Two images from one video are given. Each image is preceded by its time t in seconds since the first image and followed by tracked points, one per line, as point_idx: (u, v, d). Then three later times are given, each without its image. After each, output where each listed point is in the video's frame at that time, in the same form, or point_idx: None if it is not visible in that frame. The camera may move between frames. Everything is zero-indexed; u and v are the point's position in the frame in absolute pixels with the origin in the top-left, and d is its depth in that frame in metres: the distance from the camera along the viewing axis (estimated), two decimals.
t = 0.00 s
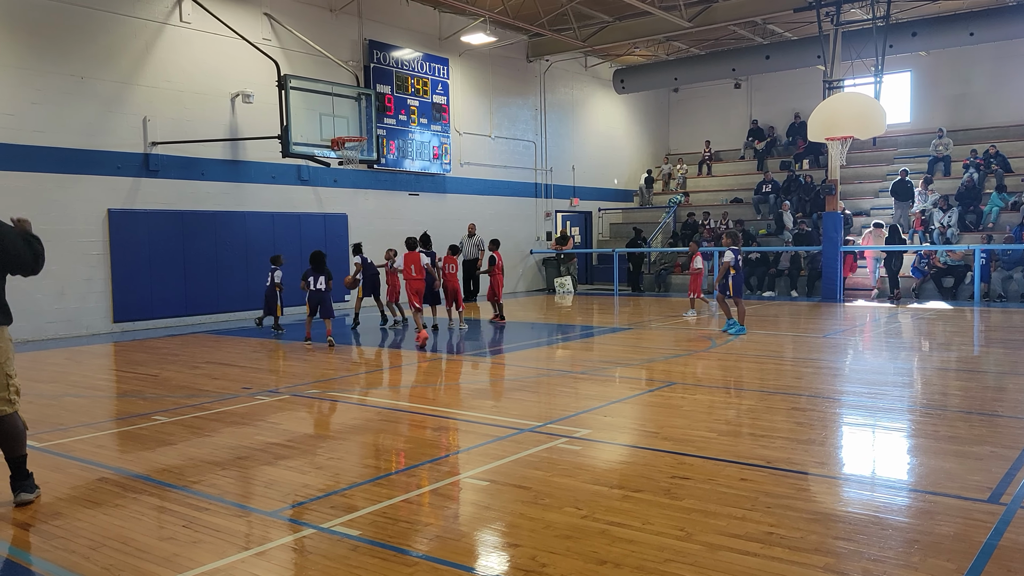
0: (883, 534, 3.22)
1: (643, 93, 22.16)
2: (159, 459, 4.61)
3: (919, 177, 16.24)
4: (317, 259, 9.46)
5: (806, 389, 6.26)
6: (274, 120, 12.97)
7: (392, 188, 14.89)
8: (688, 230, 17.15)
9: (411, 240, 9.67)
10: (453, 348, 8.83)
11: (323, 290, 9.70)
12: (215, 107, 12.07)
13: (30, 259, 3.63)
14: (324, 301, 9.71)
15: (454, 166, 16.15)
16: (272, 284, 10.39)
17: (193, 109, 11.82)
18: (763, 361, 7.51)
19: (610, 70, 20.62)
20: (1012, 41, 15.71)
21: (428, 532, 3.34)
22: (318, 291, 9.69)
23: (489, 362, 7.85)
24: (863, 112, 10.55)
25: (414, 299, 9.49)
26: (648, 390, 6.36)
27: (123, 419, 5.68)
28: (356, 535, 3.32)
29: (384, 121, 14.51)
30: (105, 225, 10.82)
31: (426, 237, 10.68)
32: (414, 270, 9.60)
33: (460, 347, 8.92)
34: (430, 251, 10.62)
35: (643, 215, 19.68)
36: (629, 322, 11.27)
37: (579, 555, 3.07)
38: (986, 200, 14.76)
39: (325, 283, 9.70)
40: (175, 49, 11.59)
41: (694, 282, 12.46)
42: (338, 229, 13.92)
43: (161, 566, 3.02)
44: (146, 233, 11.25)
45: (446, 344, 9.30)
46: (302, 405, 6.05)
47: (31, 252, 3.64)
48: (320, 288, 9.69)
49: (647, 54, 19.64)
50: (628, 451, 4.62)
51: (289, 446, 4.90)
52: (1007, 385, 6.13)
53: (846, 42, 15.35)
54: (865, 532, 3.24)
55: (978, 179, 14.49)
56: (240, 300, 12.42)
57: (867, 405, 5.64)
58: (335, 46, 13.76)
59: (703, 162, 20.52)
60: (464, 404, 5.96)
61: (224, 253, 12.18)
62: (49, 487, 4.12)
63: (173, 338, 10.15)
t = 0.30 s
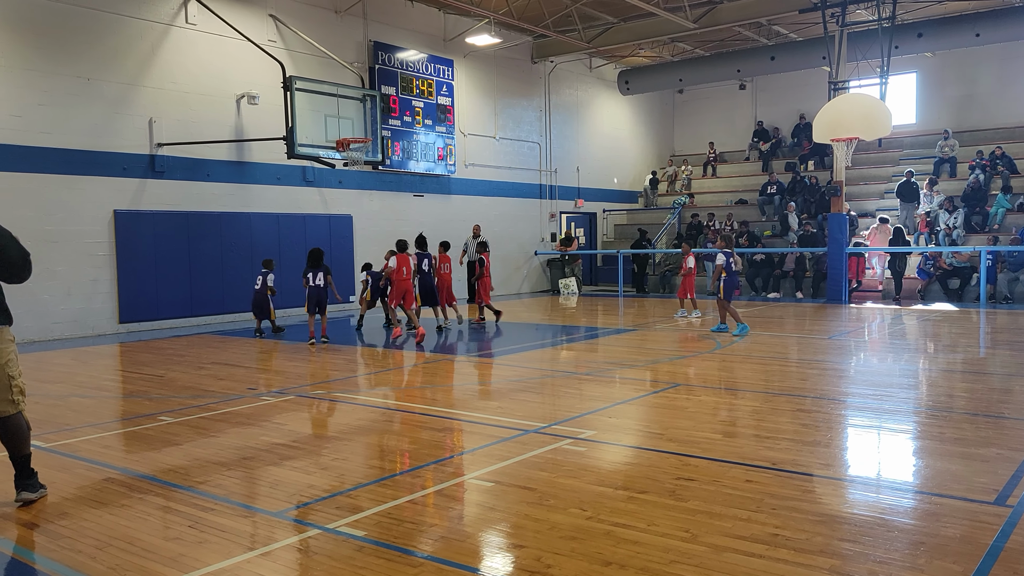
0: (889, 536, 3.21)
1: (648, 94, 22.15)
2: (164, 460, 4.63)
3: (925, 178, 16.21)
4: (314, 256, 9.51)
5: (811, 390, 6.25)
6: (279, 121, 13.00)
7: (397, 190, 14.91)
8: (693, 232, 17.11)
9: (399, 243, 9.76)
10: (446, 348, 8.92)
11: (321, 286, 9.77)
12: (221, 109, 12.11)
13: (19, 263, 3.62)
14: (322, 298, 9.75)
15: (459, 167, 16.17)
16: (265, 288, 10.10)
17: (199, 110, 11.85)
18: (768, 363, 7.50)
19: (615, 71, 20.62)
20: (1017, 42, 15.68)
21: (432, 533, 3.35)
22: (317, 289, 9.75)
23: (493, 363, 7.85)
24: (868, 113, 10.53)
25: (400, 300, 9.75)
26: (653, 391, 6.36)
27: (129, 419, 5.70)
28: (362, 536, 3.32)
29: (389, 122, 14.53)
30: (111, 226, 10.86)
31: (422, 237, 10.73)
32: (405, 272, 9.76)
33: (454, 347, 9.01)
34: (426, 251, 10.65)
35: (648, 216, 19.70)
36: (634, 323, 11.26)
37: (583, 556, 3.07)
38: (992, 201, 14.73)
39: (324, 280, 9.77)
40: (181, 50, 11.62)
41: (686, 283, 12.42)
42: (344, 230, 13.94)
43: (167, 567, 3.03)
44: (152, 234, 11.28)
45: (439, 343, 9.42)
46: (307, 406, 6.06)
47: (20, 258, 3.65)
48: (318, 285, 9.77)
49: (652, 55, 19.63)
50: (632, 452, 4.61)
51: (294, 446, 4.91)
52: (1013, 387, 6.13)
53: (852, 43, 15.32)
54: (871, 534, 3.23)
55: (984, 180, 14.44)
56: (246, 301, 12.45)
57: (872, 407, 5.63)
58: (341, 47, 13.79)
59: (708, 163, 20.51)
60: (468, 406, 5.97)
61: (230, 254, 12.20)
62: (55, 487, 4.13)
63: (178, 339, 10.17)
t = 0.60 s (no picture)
0: (893, 537, 3.21)
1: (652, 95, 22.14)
2: (168, 459, 4.63)
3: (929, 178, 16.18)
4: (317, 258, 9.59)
5: (815, 391, 6.24)
6: (283, 121, 13.02)
7: (401, 190, 14.92)
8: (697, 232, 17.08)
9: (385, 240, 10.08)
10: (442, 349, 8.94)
11: (325, 287, 9.77)
12: (225, 109, 12.13)
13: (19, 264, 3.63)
14: (326, 298, 9.73)
15: (462, 168, 16.18)
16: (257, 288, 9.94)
17: (204, 111, 11.87)
18: (771, 363, 7.49)
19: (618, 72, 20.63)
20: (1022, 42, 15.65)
21: (436, 533, 3.35)
22: (318, 288, 9.78)
23: (497, 363, 7.85)
24: (873, 114, 10.50)
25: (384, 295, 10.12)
26: (657, 392, 6.35)
27: (133, 419, 5.71)
28: (365, 536, 3.33)
29: (393, 122, 14.53)
30: (115, 227, 10.88)
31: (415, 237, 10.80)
32: (384, 270, 10.07)
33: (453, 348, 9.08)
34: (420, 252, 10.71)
35: (650, 217, 19.84)
36: (638, 324, 11.25)
37: (587, 557, 3.07)
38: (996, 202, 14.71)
39: (327, 281, 9.79)
40: (186, 51, 11.65)
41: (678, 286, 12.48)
42: (348, 230, 13.95)
43: (171, 566, 3.04)
44: (156, 234, 11.31)
45: (439, 343, 9.47)
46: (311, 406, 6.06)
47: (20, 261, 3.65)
48: (321, 285, 9.77)
49: (656, 56, 19.61)
50: (636, 453, 4.61)
51: (298, 446, 4.91)
52: (1018, 388, 6.12)
53: (857, 43, 15.27)
54: (875, 535, 3.23)
55: (988, 181, 14.40)
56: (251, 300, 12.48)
57: (876, 408, 5.62)
58: (345, 48, 13.80)
59: (712, 163, 20.50)
60: (472, 406, 5.97)
61: (234, 254, 12.22)
62: (59, 487, 4.14)
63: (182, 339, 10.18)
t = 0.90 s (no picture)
0: (894, 538, 3.21)
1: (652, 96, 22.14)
2: (169, 460, 4.64)
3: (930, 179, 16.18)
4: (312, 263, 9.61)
5: (815, 392, 6.24)
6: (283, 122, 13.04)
7: (401, 191, 14.93)
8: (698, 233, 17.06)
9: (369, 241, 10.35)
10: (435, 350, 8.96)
11: (316, 291, 9.77)
12: (226, 110, 12.14)
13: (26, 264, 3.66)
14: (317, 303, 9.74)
15: (463, 169, 16.18)
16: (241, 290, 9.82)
17: (204, 111, 11.88)
18: (770, 365, 7.49)
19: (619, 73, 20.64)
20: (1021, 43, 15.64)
21: (436, 534, 3.35)
22: (309, 292, 9.77)
23: (497, 364, 7.85)
24: (874, 114, 10.52)
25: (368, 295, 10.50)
26: (657, 393, 6.36)
27: (134, 420, 5.71)
28: (365, 537, 3.32)
29: (393, 123, 14.54)
30: (115, 227, 10.88)
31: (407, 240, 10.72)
32: (370, 270, 10.43)
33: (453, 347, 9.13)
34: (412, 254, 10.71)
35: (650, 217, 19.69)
36: (638, 325, 11.26)
37: (588, 558, 3.07)
38: (997, 203, 14.72)
39: (318, 285, 9.79)
40: (186, 51, 11.66)
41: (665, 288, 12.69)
42: (348, 230, 13.95)
43: (171, 567, 3.04)
44: (156, 235, 11.31)
45: (432, 344, 9.47)
46: (311, 407, 6.06)
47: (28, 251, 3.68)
48: (313, 289, 9.78)
49: (656, 57, 19.61)
50: (636, 454, 4.61)
51: (298, 447, 4.91)
52: (1018, 389, 6.11)
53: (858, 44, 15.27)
54: (876, 536, 3.23)
55: (989, 182, 14.38)
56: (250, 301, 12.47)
57: (876, 409, 5.62)
58: (345, 48, 13.81)
59: (713, 164, 20.50)
60: (472, 407, 5.97)
61: (234, 254, 12.22)
62: (60, 487, 4.15)
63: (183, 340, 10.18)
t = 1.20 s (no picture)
0: (895, 540, 3.20)
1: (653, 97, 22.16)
2: (170, 460, 4.64)
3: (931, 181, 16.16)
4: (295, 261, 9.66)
5: (816, 394, 6.24)
6: (285, 122, 13.05)
7: (402, 192, 14.92)
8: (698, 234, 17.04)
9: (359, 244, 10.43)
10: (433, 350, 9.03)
11: (299, 288, 9.85)
12: (227, 111, 12.15)
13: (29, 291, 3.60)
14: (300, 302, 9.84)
15: (464, 169, 16.19)
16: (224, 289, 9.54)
17: (206, 112, 11.89)
18: (770, 366, 7.49)
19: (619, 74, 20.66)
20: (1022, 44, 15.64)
21: (437, 534, 3.35)
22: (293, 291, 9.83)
23: (498, 365, 7.84)
24: (875, 116, 10.53)
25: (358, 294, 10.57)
26: (659, 394, 6.35)
27: (135, 420, 5.72)
28: (366, 537, 3.33)
29: (394, 124, 14.56)
30: (116, 228, 10.89)
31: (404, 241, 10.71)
32: (358, 269, 10.49)
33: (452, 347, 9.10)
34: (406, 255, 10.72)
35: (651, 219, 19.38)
36: (638, 326, 11.27)
37: (588, 559, 3.07)
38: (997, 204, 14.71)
39: (301, 283, 9.84)
40: (187, 52, 11.67)
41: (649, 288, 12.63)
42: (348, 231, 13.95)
43: (173, 567, 3.04)
44: (157, 235, 11.31)
45: (426, 344, 9.60)
46: (311, 408, 6.06)
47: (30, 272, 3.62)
48: (296, 287, 9.83)
49: (657, 58, 19.63)
50: (637, 455, 4.61)
51: (299, 448, 4.91)
52: (1018, 391, 6.11)
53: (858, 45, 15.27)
54: (877, 537, 3.22)
55: (990, 184, 14.37)
56: (251, 302, 12.48)
57: (877, 410, 5.61)
58: (346, 49, 13.82)
59: (714, 165, 20.50)
60: (472, 408, 5.97)
61: (235, 255, 12.22)
62: (61, 487, 4.15)
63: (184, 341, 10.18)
